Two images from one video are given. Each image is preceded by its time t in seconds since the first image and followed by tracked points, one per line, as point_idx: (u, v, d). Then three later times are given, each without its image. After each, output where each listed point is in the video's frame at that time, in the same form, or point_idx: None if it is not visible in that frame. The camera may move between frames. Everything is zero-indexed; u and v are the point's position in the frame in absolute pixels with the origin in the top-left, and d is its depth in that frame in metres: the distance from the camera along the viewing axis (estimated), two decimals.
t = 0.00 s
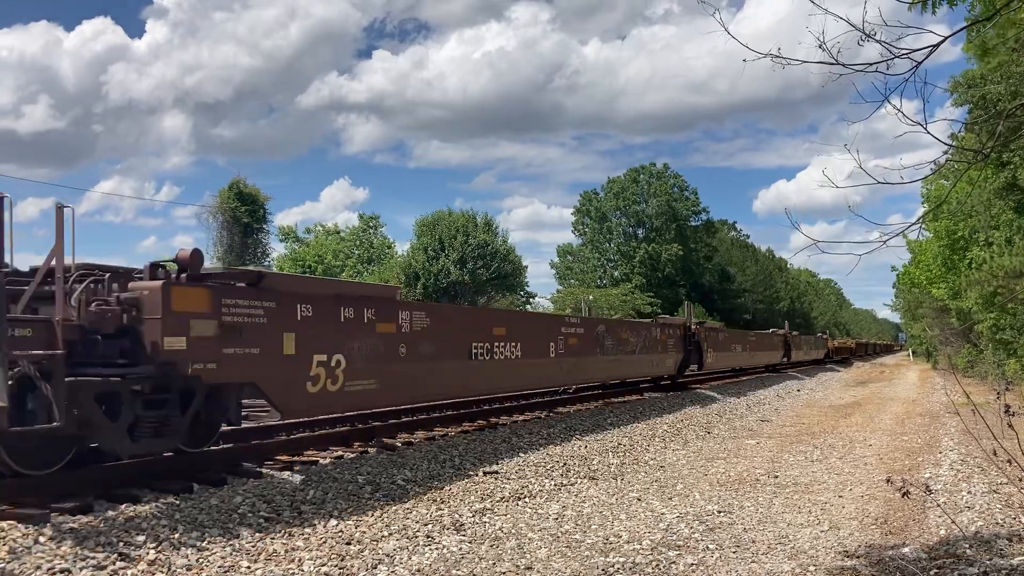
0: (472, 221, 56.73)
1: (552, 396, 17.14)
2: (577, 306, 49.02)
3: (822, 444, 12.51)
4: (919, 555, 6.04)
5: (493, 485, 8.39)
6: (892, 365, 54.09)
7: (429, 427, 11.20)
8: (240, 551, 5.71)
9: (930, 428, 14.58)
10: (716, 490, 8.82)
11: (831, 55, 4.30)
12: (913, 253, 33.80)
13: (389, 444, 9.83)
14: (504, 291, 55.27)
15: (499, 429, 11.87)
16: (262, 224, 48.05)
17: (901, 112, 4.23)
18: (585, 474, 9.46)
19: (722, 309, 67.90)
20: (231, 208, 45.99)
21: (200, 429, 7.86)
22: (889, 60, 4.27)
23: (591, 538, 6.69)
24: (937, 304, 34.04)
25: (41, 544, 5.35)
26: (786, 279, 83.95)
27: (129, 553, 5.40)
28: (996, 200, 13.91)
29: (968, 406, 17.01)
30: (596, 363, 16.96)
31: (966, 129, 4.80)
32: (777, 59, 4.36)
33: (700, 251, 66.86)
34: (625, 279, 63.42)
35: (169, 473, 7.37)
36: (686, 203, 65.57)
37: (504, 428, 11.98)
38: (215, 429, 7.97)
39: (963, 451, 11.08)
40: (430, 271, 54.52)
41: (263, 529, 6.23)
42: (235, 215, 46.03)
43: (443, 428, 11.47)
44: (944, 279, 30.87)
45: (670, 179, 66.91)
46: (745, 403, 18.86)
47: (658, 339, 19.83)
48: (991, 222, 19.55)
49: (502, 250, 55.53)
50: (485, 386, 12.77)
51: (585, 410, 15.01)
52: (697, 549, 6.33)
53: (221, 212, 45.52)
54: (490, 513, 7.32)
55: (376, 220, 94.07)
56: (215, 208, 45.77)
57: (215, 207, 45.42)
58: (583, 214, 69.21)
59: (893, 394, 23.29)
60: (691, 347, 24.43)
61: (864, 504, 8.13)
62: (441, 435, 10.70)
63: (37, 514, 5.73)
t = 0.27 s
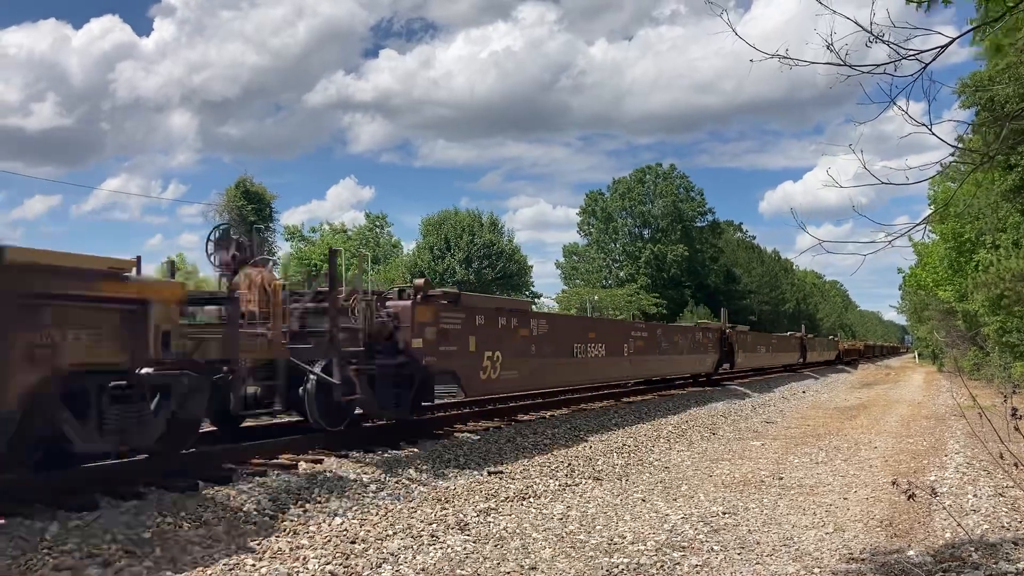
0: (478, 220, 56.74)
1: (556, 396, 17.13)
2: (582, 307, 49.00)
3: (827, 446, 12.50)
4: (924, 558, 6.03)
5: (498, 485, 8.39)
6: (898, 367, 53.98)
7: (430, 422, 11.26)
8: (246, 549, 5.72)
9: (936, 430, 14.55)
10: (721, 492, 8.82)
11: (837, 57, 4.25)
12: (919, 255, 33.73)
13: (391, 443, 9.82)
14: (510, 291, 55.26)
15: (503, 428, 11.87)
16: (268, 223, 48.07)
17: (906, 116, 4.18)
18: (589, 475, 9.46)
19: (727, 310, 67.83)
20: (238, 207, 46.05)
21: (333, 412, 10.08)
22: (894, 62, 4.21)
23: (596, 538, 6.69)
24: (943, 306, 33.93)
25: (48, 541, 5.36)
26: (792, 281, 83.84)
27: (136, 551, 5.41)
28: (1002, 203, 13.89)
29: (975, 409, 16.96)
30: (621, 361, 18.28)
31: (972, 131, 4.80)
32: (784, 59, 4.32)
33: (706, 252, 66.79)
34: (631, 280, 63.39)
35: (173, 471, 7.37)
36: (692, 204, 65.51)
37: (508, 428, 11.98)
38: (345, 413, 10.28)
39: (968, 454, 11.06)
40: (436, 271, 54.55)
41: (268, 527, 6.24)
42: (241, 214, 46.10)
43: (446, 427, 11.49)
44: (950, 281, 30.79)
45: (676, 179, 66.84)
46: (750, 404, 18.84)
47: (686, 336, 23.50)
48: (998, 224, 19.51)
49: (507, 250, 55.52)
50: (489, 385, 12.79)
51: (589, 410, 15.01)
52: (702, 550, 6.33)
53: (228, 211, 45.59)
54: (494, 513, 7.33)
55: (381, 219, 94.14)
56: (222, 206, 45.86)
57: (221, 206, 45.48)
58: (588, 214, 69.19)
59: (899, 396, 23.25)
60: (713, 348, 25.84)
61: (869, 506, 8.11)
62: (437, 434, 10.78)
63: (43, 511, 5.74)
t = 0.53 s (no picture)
0: (483, 220, 56.81)
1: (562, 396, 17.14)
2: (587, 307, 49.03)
3: (833, 447, 12.48)
4: (930, 560, 6.01)
5: (503, 485, 8.39)
6: (904, 369, 53.87)
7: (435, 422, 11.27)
8: (251, 547, 5.73)
9: (943, 432, 14.50)
10: (727, 493, 8.80)
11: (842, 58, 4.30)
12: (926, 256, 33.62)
13: (397, 442, 9.85)
14: (515, 291, 55.31)
15: (510, 429, 11.86)
16: (274, 222, 48.20)
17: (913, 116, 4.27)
18: (594, 475, 9.44)
19: (733, 311, 67.76)
20: (244, 207, 46.20)
21: (459, 396, 12.95)
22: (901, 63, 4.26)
23: (601, 538, 6.68)
24: (950, 308, 33.81)
25: (54, 538, 5.38)
26: (798, 281, 83.68)
27: (142, 549, 5.43)
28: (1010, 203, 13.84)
29: (982, 410, 16.90)
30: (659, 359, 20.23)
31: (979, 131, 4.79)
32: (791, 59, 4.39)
33: (712, 252, 66.71)
34: (636, 280, 63.37)
35: (178, 469, 7.38)
36: (698, 204, 65.43)
37: (513, 428, 11.97)
38: (469, 398, 13.14)
39: (976, 456, 11.01)
40: (441, 270, 54.64)
41: (274, 526, 6.25)
42: (248, 213, 46.26)
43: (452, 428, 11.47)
44: (958, 283, 30.69)
45: (682, 180, 66.76)
46: (756, 405, 18.81)
47: (714, 338, 25.28)
48: (1005, 225, 19.45)
49: (513, 250, 55.54)
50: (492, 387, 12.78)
51: (594, 411, 15.00)
52: (707, 551, 6.32)
53: (234, 211, 45.76)
54: (499, 513, 7.33)
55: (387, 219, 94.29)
56: (229, 206, 46.06)
57: (227, 205, 45.63)
58: (594, 214, 69.16)
59: (905, 397, 23.19)
60: (736, 348, 27.80)
61: (875, 508, 8.09)
62: (447, 433, 10.83)
63: (50, 509, 5.76)
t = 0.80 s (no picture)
0: (492, 221, 56.80)
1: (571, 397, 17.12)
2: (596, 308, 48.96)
3: (842, 449, 12.43)
4: (941, 563, 5.98)
5: (512, 485, 8.39)
6: (914, 370, 53.65)
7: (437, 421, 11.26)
8: (260, 547, 5.74)
9: (953, 434, 14.43)
10: (735, 494, 8.78)
11: (854, 59, 4.18)
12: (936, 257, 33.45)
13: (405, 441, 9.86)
14: (524, 292, 55.28)
15: (517, 429, 11.86)
16: (284, 222, 48.22)
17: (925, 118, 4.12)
18: (603, 476, 9.43)
19: (742, 312, 67.60)
20: (254, 207, 46.24)
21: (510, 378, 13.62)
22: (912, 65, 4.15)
23: (609, 539, 6.68)
24: (960, 309, 33.64)
25: (64, 536, 5.40)
26: (807, 282, 83.44)
27: (151, 547, 5.44)
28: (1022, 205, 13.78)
29: (993, 412, 16.80)
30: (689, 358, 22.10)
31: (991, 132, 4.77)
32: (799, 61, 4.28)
33: (721, 253, 66.55)
34: (645, 281, 63.25)
35: (188, 467, 7.41)
36: (708, 205, 65.30)
37: (522, 428, 11.97)
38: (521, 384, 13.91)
39: (985, 458, 10.97)
40: (450, 270, 54.66)
41: (283, 524, 6.26)
42: (257, 213, 46.30)
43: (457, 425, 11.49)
44: (968, 284, 30.55)
45: (691, 180, 66.60)
46: (764, 406, 18.76)
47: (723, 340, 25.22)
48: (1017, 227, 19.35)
49: (521, 251, 55.49)
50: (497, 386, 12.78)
51: (602, 412, 14.99)
52: (716, 552, 6.31)
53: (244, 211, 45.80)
54: (507, 513, 7.33)
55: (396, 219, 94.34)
56: (238, 206, 46.11)
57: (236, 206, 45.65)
58: (603, 215, 69.06)
59: (915, 399, 23.09)
60: (745, 349, 27.73)
61: (885, 510, 8.06)
62: (455, 433, 10.83)
63: (61, 507, 5.78)
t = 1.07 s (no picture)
0: (500, 221, 56.84)
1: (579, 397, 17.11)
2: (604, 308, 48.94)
3: (851, 450, 12.39)
4: (950, 564, 5.97)
5: (520, 486, 8.39)
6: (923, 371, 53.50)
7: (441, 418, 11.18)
8: (269, 547, 5.75)
9: (963, 435, 14.37)
10: (744, 495, 8.77)
11: (865, 59, 4.48)
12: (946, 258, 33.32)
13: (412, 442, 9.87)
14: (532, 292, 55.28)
15: (523, 429, 11.83)
16: (293, 223, 48.27)
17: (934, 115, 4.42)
18: (611, 477, 9.42)
19: (751, 312, 67.48)
20: (262, 207, 46.35)
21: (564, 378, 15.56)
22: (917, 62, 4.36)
23: (618, 540, 6.67)
24: (969, 309, 33.52)
25: (73, 536, 5.42)
26: (816, 282, 83.25)
27: (160, 547, 5.46)
28: None
29: (1004, 412, 16.73)
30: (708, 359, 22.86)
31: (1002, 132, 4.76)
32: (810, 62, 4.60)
33: (729, 253, 66.42)
34: (653, 281, 63.17)
35: (197, 468, 7.43)
36: (716, 205, 65.20)
37: (530, 428, 11.97)
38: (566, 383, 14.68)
39: (995, 459, 10.93)
40: (457, 271, 54.72)
41: (291, 525, 6.27)
42: (266, 214, 46.42)
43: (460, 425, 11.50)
44: (978, 284, 30.44)
45: (699, 181, 66.48)
46: (773, 407, 18.72)
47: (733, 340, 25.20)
48: None
49: (529, 251, 55.47)
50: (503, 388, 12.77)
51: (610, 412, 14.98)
52: (725, 553, 6.30)
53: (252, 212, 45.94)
54: (516, 514, 7.33)
55: (404, 219, 94.45)
56: (246, 207, 46.25)
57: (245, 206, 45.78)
58: (610, 215, 69.00)
59: (924, 400, 23.01)
60: (754, 349, 27.70)
61: (894, 511, 8.04)
62: (463, 433, 10.84)
63: (70, 507, 5.79)
